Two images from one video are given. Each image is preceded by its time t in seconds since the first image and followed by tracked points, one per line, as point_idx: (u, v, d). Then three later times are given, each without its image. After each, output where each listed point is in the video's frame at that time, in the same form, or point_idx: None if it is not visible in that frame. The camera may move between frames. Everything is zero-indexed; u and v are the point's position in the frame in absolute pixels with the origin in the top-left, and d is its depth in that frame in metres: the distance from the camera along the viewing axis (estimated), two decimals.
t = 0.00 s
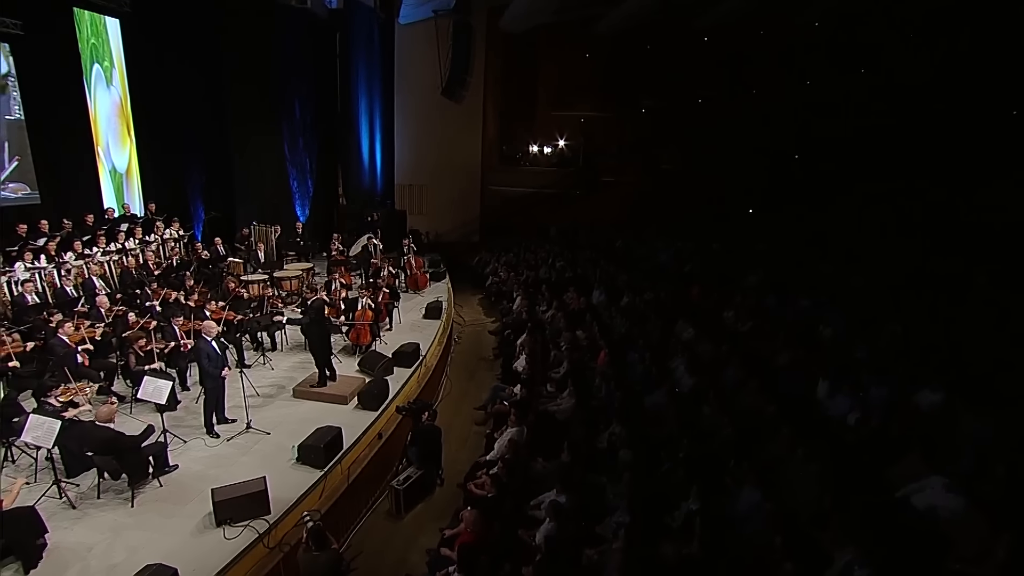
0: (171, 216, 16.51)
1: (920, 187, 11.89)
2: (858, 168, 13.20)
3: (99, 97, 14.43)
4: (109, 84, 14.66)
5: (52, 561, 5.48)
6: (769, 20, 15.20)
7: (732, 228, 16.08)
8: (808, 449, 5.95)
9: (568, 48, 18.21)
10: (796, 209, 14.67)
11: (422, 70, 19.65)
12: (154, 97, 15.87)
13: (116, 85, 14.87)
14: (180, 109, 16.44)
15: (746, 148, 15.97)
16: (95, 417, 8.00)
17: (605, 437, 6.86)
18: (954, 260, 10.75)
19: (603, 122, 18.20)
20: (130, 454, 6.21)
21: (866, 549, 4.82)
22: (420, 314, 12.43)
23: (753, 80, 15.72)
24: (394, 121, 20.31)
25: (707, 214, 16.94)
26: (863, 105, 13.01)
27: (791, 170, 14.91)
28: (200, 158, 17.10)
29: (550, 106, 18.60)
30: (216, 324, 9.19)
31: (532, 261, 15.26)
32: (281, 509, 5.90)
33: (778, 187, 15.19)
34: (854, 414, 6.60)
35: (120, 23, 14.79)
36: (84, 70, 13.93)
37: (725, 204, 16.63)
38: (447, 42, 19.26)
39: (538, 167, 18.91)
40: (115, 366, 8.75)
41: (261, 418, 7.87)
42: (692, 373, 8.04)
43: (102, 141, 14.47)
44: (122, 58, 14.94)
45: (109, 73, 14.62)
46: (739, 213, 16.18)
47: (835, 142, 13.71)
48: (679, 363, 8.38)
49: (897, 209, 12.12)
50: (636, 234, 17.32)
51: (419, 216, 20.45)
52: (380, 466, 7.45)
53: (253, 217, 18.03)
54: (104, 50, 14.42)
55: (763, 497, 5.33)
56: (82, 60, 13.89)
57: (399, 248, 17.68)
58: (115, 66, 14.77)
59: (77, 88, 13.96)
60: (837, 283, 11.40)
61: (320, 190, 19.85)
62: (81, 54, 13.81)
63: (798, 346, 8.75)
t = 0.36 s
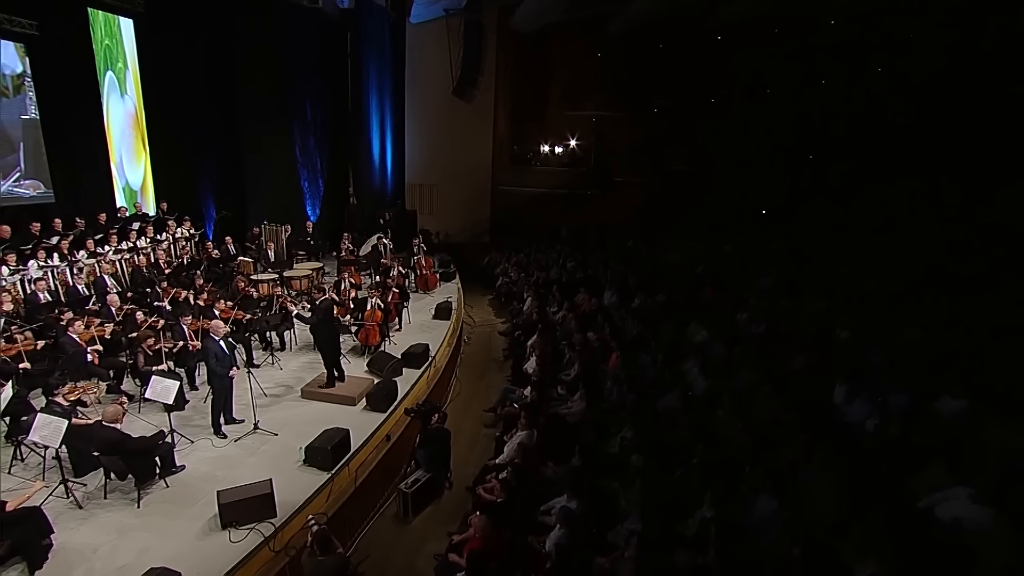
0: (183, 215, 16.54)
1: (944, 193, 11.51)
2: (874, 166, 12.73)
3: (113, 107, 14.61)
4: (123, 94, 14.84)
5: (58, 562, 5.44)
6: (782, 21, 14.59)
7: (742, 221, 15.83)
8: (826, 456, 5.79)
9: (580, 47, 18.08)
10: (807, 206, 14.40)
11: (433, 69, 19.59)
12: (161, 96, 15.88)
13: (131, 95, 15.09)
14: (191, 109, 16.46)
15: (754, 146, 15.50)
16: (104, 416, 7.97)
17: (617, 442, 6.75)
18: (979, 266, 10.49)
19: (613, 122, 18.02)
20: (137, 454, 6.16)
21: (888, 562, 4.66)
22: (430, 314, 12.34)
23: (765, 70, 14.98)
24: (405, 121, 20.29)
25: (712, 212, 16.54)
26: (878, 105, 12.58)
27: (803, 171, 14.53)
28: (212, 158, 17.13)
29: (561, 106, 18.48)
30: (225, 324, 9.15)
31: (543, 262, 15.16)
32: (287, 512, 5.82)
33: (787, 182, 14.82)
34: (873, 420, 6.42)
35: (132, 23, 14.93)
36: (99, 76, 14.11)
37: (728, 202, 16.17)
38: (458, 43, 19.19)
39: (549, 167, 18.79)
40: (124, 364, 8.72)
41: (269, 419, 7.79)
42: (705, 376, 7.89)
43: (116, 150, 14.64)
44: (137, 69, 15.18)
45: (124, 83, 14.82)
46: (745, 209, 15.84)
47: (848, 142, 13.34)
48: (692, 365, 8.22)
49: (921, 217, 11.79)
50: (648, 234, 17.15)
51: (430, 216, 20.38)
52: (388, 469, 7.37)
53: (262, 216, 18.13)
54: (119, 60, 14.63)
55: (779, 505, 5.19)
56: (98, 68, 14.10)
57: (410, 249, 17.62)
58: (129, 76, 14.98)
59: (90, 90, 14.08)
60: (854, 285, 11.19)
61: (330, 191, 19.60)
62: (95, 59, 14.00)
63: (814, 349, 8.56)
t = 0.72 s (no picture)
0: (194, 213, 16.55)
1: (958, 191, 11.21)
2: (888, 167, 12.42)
3: (127, 115, 14.68)
4: (137, 103, 14.92)
5: (63, 563, 5.38)
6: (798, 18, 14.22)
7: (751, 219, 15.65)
8: (846, 464, 5.62)
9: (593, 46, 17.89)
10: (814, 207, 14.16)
11: (445, 68, 19.50)
12: (173, 95, 15.88)
13: (145, 104, 15.16)
14: (202, 109, 16.47)
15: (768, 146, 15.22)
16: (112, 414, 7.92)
17: (630, 447, 6.62)
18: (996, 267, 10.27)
19: (625, 121, 17.86)
20: (143, 454, 6.09)
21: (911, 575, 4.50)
22: (440, 314, 12.25)
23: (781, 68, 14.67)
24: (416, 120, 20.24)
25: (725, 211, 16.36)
26: (886, 103, 12.33)
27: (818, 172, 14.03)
28: (224, 157, 17.14)
29: (573, 105, 18.30)
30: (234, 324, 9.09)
31: (554, 263, 15.04)
32: (293, 516, 5.74)
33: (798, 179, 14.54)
34: (894, 427, 6.25)
35: (147, 23, 14.92)
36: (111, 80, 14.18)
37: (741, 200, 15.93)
38: (470, 43, 19.08)
39: (560, 167, 18.60)
40: (134, 363, 8.69)
41: (277, 420, 7.71)
42: (720, 380, 7.72)
43: (128, 157, 14.71)
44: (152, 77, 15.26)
45: (138, 92, 14.89)
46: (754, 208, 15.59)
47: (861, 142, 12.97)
48: (707, 368, 8.05)
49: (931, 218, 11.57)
50: (660, 235, 16.97)
51: (441, 216, 20.28)
52: (397, 471, 7.27)
53: (274, 216, 18.14)
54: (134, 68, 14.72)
55: (797, 515, 5.05)
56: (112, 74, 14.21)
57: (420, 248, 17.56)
58: (144, 84, 15.05)
59: (103, 90, 14.14)
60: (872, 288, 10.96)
61: (341, 186, 19.61)
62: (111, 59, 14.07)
63: (832, 352, 8.37)
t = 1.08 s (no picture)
0: (206, 212, 16.55)
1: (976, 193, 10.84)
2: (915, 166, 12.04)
3: (141, 125, 14.85)
4: (151, 112, 15.09)
5: (66, 566, 5.30)
6: (815, 15, 14.32)
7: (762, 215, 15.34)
8: (869, 474, 5.44)
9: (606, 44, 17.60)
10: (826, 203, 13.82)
11: (457, 66, 19.23)
12: (184, 94, 15.89)
13: (159, 114, 15.34)
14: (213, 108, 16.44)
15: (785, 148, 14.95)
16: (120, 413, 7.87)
17: (644, 453, 6.51)
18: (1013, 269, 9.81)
19: (640, 120, 17.58)
20: (149, 455, 6.01)
21: None
22: (451, 315, 12.11)
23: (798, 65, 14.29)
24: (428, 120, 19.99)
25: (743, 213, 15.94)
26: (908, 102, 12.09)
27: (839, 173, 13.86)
28: (236, 156, 17.13)
29: (587, 104, 17.94)
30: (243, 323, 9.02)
31: (566, 263, 14.90)
32: (299, 520, 5.63)
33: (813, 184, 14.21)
34: (918, 435, 6.05)
35: (159, 21, 15.07)
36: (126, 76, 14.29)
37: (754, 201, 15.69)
38: (483, 42, 18.91)
39: (574, 167, 18.34)
40: (143, 362, 8.64)
41: (284, 421, 7.61)
42: (736, 384, 7.53)
43: (140, 165, 14.78)
44: (165, 87, 15.49)
45: (152, 101, 15.09)
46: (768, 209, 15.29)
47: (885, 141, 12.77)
48: (723, 372, 7.86)
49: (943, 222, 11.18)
50: (674, 235, 16.75)
51: (453, 216, 20.09)
52: (405, 475, 7.15)
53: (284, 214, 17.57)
54: (148, 78, 14.95)
55: (818, 526, 4.88)
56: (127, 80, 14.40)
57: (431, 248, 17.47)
58: (158, 94, 15.25)
59: (115, 89, 14.18)
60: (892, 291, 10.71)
61: (352, 185, 19.52)
62: (125, 59, 14.23)
63: (851, 355, 8.15)
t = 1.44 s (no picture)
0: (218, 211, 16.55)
1: (974, 193, 10.60)
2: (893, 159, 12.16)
3: (154, 136, 14.91)
4: (163, 124, 15.13)
5: (69, 569, 5.21)
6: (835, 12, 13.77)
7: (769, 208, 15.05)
8: (895, 485, 5.24)
9: (619, 41, 17.27)
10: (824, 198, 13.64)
11: (469, 64, 19.11)
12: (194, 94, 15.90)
13: (172, 125, 15.38)
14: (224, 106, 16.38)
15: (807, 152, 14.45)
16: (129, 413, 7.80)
17: (660, 459, 6.35)
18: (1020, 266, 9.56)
19: (655, 120, 17.16)
20: (155, 457, 5.91)
21: None
22: (462, 316, 11.97)
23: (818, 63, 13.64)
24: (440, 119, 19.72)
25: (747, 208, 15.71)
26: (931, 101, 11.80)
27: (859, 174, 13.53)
28: (249, 155, 17.12)
29: (601, 104, 17.72)
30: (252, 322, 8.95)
31: (579, 264, 14.76)
32: (305, 525, 5.51)
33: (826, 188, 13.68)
34: (946, 445, 5.84)
35: (173, 21, 15.07)
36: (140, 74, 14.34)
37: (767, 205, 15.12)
38: (496, 40, 18.70)
39: (588, 166, 18.11)
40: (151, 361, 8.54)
41: (292, 422, 7.51)
42: (753, 390, 7.34)
43: (156, 169, 14.93)
44: (177, 87, 15.49)
45: (164, 113, 15.12)
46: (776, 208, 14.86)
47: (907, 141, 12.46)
48: (740, 376, 7.67)
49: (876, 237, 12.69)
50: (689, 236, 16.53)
51: (465, 215, 19.98)
52: (414, 479, 7.01)
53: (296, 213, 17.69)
54: (162, 80, 14.94)
55: (842, 539, 4.70)
56: (141, 84, 14.43)
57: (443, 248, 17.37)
58: (170, 105, 15.28)
59: (127, 89, 14.22)
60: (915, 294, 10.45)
61: (364, 185, 19.44)
62: (138, 61, 14.22)
63: (873, 360, 7.92)
